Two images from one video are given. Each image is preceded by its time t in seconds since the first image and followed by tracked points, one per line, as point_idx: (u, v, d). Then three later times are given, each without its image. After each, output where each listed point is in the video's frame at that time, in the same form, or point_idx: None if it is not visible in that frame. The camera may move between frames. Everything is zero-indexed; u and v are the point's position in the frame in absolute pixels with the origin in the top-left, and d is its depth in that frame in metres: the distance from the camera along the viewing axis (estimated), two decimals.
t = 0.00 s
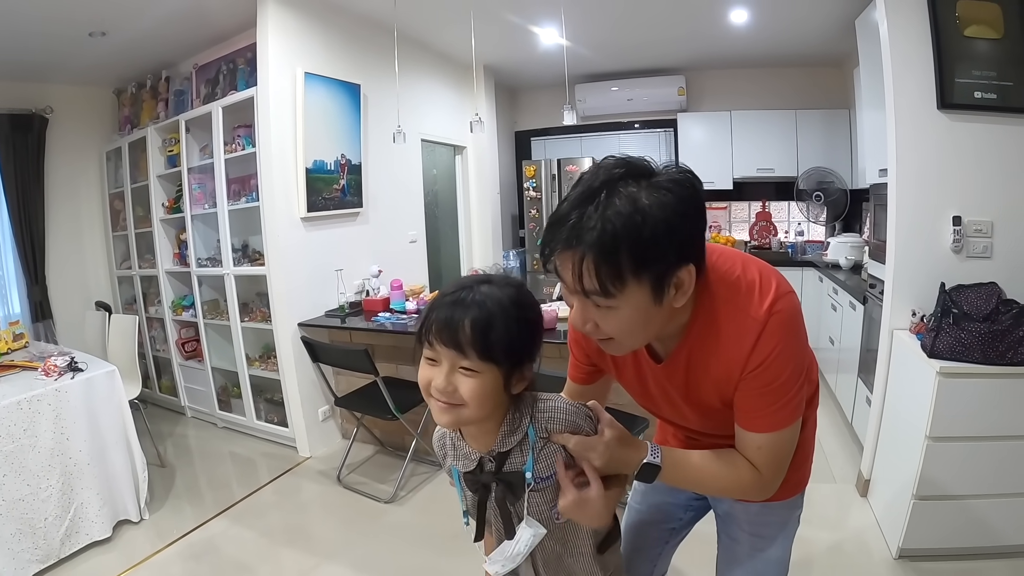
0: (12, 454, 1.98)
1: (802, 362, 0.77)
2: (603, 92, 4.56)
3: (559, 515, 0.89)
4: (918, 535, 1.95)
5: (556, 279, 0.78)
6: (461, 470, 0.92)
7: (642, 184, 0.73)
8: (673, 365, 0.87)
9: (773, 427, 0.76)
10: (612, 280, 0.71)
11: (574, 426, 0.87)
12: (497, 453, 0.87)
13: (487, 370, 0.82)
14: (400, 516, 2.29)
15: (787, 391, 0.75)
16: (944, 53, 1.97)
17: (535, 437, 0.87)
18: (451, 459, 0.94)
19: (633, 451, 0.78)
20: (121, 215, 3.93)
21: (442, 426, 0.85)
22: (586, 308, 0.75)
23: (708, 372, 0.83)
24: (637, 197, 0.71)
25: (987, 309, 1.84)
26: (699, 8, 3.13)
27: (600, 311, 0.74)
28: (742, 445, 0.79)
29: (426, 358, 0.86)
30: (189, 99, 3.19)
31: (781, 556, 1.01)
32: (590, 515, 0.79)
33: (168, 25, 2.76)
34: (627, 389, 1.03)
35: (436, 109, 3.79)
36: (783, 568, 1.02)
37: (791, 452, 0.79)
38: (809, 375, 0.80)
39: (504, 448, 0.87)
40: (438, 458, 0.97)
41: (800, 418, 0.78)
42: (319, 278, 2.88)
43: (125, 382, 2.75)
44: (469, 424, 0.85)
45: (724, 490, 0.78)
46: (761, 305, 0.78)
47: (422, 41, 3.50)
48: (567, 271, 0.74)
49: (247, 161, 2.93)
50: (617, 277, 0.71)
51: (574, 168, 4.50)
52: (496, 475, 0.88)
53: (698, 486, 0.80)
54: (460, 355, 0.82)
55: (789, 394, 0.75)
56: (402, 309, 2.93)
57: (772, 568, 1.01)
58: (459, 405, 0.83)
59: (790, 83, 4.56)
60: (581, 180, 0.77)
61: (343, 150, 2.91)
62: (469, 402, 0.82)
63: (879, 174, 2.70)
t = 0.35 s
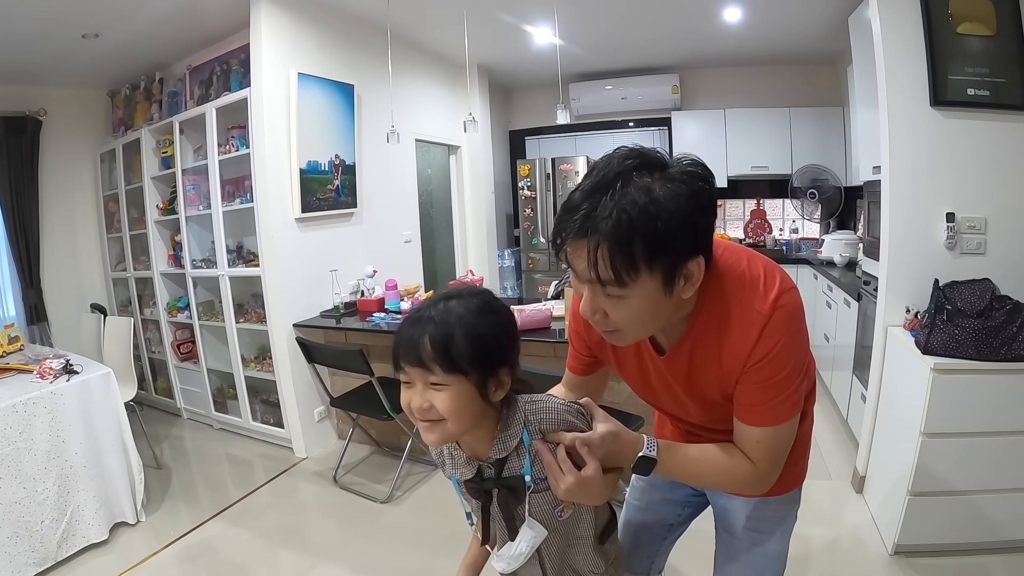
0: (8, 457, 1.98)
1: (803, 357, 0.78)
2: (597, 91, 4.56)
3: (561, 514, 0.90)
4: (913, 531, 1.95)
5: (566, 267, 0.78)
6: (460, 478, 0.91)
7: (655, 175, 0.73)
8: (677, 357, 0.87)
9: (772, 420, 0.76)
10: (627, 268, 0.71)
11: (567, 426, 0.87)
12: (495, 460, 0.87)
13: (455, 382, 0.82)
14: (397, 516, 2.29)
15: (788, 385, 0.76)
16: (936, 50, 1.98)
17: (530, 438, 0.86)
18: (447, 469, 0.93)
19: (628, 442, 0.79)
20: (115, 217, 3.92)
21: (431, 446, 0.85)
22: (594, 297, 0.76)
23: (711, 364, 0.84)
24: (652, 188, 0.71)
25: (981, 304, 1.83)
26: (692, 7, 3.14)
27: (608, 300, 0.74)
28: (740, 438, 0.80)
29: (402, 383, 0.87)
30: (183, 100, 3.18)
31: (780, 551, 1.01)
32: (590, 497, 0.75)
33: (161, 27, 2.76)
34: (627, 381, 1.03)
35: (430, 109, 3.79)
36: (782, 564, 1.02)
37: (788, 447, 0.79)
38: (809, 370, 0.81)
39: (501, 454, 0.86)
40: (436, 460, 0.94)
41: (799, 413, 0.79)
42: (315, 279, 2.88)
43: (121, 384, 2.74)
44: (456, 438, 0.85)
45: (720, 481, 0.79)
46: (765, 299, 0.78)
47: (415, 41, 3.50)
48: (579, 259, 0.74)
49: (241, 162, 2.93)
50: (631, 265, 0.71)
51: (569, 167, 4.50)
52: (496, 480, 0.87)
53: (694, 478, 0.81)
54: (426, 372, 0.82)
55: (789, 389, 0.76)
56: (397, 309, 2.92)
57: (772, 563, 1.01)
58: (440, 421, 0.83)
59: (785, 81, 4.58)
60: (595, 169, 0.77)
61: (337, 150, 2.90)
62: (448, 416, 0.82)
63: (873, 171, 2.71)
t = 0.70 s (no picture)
0: (11, 457, 1.98)
1: (802, 356, 0.78)
2: (598, 89, 4.56)
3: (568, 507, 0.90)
4: (914, 527, 1.95)
5: (559, 271, 0.78)
6: (466, 474, 0.91)
7: (647, 180, 0.72)
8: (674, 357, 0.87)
9: (773, 419, 0.77)
10: (617, 275, 0.71)
11: (575, 418, 0.88)
12: (504, 454, 0.87)
13: (469, 370, 0.83)
14: (399, 514, 2.30)
15: (787, 383, 0.76)
16: (937, 47, 1.98)
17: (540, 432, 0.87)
18: (452, 465, 0.93)
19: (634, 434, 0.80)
20: (117, 217, 3.93)
21: (438, 433, 0.85)
22: (587, 302, 0.76)
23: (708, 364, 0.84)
24: (643, 194, 0.71)
25: (982, 301, 1.84)
26: (692, 5, 3.14)
27: (601, 305, 0.75)
28: (742, 436, 0.80)
29: (414, 367, 0.87)
30: (184, 100, 3.18)
31: (780, 546, 1.01)
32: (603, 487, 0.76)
33: (162, 26, 2.75)
34: (624, 380, 1.03)
35: (430, 108, 3.79)
36: (783, 562, 1.02)
37: (790, 444, 0.79)
38: (808, 369, 0.81)
39: (510, 448, 0.87)
40: (438, 462, 0.95)
41: (799, 412, 0.79)
42: (316, 278, 2.89)
43: (123, 383, 2.75)
44: (464, 428, 0.85)
45: (723, 480, 0.79)
46: (763, 299, 0.79)
47: (416, 39, 3.50)
48: (570, 265, 0.74)
49: (242, 161, 2.94)
50: (623, 271, 0.71)
51: (570, 165, 4.50)
52: (505, 475, 0.87)
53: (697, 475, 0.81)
54: (440, 357, 0.83)
55: (789, 387, 0.76)
56: (398, 307, 2.91)
57: (773, 558, 1.01)
58: (449, 408, 0.83)
59: (785, 79, 4.58)
60: (586, 174, 0.77)
61: (338, 149, 2.91)
62: (458, 404, 0.82)
63: (874, 168, 2.71)
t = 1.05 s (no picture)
0: (6, 453, 1.97)
1: (804, 359, 0.78)
2: (596, 86, 4.56)
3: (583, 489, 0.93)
4: (912, 524, 1.96)
5: (560, 276, 0.78)
6: (481, 471, 0.91)
7: (649, 187, 0.71)
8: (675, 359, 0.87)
9: (775, 421, 0.77)
10: (618, 285, 0.71)
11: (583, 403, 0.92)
12: (520, 447, 0.88)
13: (473, 361, 0.83)
14: (397, 510, 2.29)
15: (790, 387, 0.76)
16: (937, 46, 1.98)
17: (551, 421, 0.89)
18: (464, 464, 0.92)
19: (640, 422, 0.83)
20: (113, 212, 3.91)
21: (447, 431, 0.83)
22: (589, 308, 0.75)
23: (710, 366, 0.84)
24: (645, 201, 0.70)
25: (981, 299, 1.84)
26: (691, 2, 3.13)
27: (602, 311, 0.74)
28: (744, 434, 0.80)
29: (417, 368, 0.87)
30: (181, 94, 3.17)
31: (779, 543, 1.00)
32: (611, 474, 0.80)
33: (158, 19, 2.74)
34: (624, 378, 1.03)
35: (428, 103, 3.77)
36: (780, 558, 1.01)
37: (792, 444, 0.80)
38: (809, 371, 0.81)
39: (525, 440, 0.88)
40: (448, 463, 0.94)
41: (801, 414, 0.79)
42: (313, 274, 2.88)
43: (119, 378, 2.74)
44: (472, 423, 0.84)
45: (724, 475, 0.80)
46: (766, 302, 0.78)
47: (414, 34, 3.48)
48: (571, 272, 0.74)
49: (240, 156, 2.92)
50: (623, 281, 0.71)
51: (568, 162, 4.49)
52: (523, 467, 0.88)
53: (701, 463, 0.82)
54: (444, 351, 0.83)
55: (791, 391, 0.76)
56: (396, 302, 2.91)
57: (773, 555, 1.00)
58: (456, 403, 0.82)
59: (784, 78, 4.57)
60: (587, 179, 0.76)
61: (336, 144, 2.90)
62: (465, 396, 0.82)
63: (875, 166, 2.70)
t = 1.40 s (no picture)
0: None
1: (802, 353, 0.77)
2: (590, 85, 4.55)
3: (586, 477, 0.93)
4: (903, 526, 1.96)
5: (551, 266, 0.77)
6: (486, 467, 0.89)
7: (637, 176, 0.70)
8: (670, 353, 0.86)
9: (775, 415, 0.76)
10: (606, 273, 0.70)
11: (582, 392, 0.94)
12: (525, 439, 0.87)
13: (465, 350, 0.81)
14: (387, 509, 2.27)
15: (788, 382, 0.76)
16: (933, 48, 1.98)
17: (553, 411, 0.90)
18: (467, 461, 0.91)
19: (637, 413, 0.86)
20: (102, 204, 3.88)
21: (450, 427, 0.81)
22: (580, 298, 0.74)
23: (706, 360, 0.83)
24: (633, 190, 0.69)
25: (975, 302, 1.84)
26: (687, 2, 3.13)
27: (593, 301, 0.73)
28: (743, 429, 0.80)
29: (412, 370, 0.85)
30: (173, 85, 3.14)
31: (776, 543, 0.99)
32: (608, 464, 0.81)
33: (150, 9, 2.71)
34: (619, 374, 1.03)
35: (422, 99, 3.75)
36: (777, 559, 0.99)
37: (792, 440, 0.79)
38: (807, 366, 0.81)
39: (530, 432, 0.87)
40: (450, 461, 0.93)
41: (801, 409, 0.79)
42: (304, 269, 2.86)
43: (106, 372, 2.71)
44: (474, 415, 0.81)
45: (724, 465, 0.81)
46: (763, 295, 0.78)
47: (409, 30, 3.46)
48: (561, 260, 0.73)
49: (231, 149, 2.90)
50: (611, 269, 0.69)
51: (560, 161, 4.48)
52: (528, 459, 0.88)
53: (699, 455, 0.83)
54: (435, 346, 0.81)
55: (789, 385, 0.76)
56: (387, 299, 2.90)
57: (768, 555, 0.98)
58: (455, 395, 0.80)
59: (780, 80, 4.58)
60: (577, 168, 0.75)
61: (329, 139, 2.87)
62: (462, 386, 0.79)
63: (868, 169, 2.70)
